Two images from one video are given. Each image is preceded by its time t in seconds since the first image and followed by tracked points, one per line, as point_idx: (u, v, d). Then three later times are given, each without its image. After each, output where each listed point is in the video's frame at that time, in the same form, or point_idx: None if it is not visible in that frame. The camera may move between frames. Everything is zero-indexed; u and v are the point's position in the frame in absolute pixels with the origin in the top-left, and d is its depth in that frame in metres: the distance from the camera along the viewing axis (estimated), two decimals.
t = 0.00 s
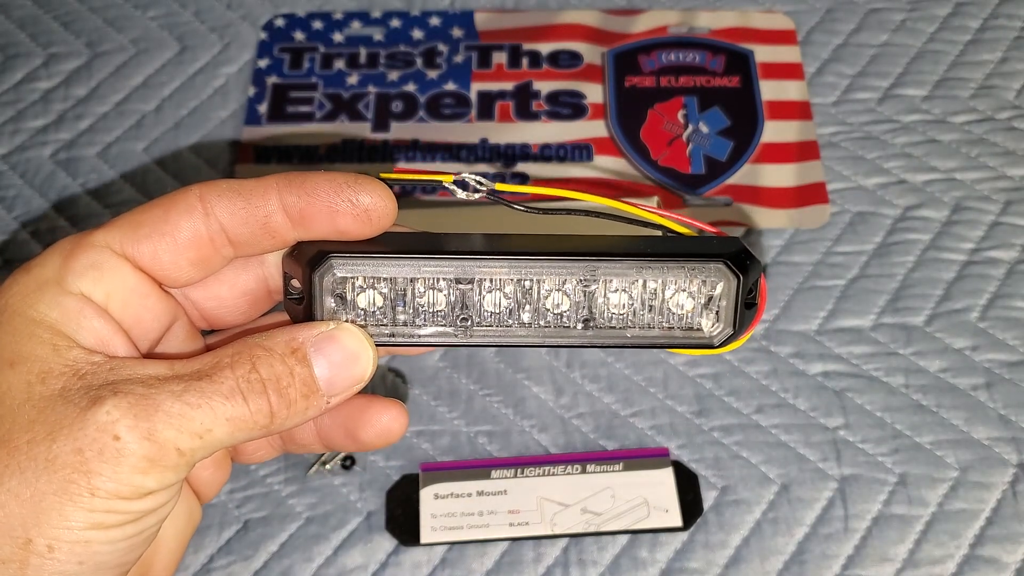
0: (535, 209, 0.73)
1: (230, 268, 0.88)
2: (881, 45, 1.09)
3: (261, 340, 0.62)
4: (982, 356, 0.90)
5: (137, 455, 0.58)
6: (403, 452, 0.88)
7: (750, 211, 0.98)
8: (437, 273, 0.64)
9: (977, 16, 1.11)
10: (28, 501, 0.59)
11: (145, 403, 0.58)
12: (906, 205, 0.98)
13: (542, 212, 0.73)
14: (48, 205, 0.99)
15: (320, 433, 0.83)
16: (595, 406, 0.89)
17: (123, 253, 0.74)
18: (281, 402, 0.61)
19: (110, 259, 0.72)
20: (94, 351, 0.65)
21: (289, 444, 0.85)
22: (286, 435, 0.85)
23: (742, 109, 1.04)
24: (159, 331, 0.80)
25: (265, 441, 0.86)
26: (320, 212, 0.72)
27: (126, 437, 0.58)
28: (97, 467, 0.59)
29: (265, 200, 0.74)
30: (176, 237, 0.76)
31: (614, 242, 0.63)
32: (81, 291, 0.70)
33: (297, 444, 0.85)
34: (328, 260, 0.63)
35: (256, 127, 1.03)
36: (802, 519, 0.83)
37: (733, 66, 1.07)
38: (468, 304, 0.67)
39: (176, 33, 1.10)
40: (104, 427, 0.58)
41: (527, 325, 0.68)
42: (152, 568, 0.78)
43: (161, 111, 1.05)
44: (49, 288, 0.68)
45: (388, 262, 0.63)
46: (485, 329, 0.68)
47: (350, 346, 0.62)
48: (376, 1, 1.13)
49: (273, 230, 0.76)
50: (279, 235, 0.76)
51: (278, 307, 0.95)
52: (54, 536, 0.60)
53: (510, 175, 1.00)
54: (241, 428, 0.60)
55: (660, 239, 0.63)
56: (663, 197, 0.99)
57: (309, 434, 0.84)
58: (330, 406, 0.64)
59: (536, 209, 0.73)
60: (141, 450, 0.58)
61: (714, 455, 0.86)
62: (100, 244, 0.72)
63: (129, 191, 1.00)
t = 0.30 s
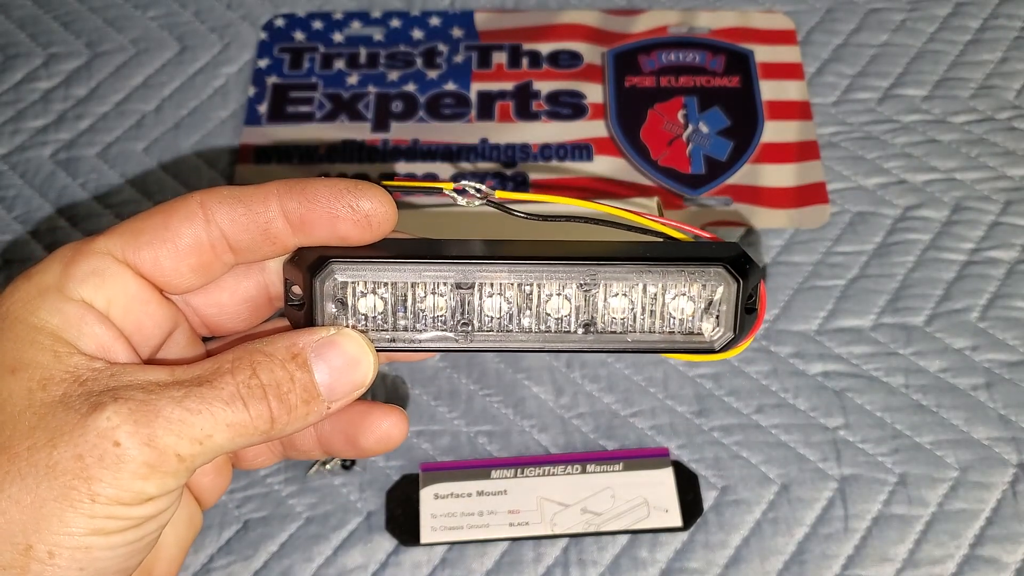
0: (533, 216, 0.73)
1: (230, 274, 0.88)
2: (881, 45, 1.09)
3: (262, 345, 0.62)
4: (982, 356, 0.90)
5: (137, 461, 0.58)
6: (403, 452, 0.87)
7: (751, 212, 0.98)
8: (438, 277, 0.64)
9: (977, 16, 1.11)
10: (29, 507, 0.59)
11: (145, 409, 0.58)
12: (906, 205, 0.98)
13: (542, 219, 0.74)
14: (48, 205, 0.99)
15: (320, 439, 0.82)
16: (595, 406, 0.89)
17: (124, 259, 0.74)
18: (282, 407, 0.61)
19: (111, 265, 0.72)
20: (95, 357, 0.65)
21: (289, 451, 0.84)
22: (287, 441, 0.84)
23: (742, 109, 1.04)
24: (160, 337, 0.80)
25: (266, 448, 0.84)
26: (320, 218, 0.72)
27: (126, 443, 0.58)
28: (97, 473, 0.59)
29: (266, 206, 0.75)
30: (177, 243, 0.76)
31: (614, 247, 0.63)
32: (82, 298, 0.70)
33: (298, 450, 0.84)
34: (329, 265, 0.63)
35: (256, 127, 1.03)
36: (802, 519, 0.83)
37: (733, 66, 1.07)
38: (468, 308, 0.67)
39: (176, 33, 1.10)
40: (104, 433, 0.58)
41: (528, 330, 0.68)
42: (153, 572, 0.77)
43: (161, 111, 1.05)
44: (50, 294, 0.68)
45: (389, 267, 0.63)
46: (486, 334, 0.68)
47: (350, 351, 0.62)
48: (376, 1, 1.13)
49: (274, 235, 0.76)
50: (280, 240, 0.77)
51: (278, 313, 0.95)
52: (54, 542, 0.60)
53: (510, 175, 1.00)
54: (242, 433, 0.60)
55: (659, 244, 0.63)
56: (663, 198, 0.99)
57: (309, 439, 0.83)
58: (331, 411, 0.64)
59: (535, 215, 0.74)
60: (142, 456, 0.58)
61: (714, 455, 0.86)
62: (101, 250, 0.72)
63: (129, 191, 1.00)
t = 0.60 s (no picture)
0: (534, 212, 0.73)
1: (230, 273, 0.88)
2: (881, 45, 1.09)
3: (262, 343, 0.62)
4: (982, 356, 0.90)
5: (137, 459, 0.58)
6: (403, 452, 0.87)
7: (751, 211, 0.98)
8: (437, 276, 0.64)
9: (977, 16, 1.11)
10: (30, 505, 0.59)
11: (145, 407, 0.58)
12: (906, 205, 0.98)
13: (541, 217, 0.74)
14: (47, 205, 0.99)
15: (320, 437, 0.82)
16: (595, 406, 0.89)
17: (124, 257, 0.74)
18: (281, 405, 0.61)
19: (111, 264, 0.72)
20: (95, 356, 0.65)
21: (290, 449, 0.85)
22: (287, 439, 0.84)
23: (743, 109, 1.04)
24: (160, 335, 0.80)
25: (266, 446, 0.85)
26: (320, 217, 0.72)
27: (126, 441, 0.58)
28: (98, 470, 0.59)
29: (266, 204, 0.75)
30: (178, 242, 0.76)
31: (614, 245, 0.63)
32: (82, 297, 0.70)
33: (298, 449, 0.84)
34: (329, 263, 0.63)
35: (256, 127, 1.03)
36: (802, 519, 0.83)
37: (733, 66, 1.07)
38: (468, 306, 0.67)
39: (176, 33, 1.10)
40: (105, 431, 0.58)
41: (528, 328, 0.68)
42: (154, 570, 0.77)
43: (161, 110, 1.05)
44: (51, 293, 0.68)
45: (388, 265, 0.64)
46: (486, 333, 0.68)
47: (350, 350, 0.62)
48: (376, 1, 1.13)
49: (274, 234, 0.76)
50: (281, 239, 0.77)
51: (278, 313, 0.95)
52: (55, 540, 0.60)
53: (510, 174, 1.00)
54: (242, 432, 0.60)
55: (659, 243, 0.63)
56: (663, 197, 0.99)
57: (309, 437, 0.83)
58: (330, 409, 0.64)
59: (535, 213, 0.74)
60: (142, 454, 0.58)
61: (714, 455, 0.86)
62: (101, 249, 0.72)
63: (130, 191, 1.00)
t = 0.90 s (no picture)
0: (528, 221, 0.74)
1: (230, 281, 0.88)
2: (881, 45, 1.09)
3: (261, 348, 0.62)
4: (982, 356, 0.90)
5: (137, 465, 0.58)
6: (403, 452, 0.88)
7: (752, 212, 0.98)
8: (435, 281, 0.64)
9: (977, 16, 1.11)
10: (31, 510, 0.59)
11: (144, 413, 0.58)
12: (906, 205, 0.98)
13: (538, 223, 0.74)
14: (48, 205, 0.99)
15: (319, 443, 0.82)
16: (595, 406, 0.89)
17: (125, 265, 0.74)
18: (280, 410, 0.61)
19: (112, 272, 0.73)
20: (96, 362, 0.65)
21: (289, 455, 0.84)
22: (285, 445, 0.84)
23: (743, 109, 1.04)
24: (160, 342, 0.80)
25: (265, 452, 0.84)
26: (319, 224, 0.73)
27: (126, 447, 0.58)
28: (98, 476, 0.59)
29: (265, 212, 0.75)
30: (178, 249, 0.76)
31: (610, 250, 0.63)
32: (83, 304, 0.70)
33: (297, 455, 0.84)
34: (327, 268, 0.63)
35: (257, 127, 1.03)
36: (802, 519, 0.83)
37: (733, 66, 1.07)
38: (465, 312, 0.67)
39: (176, 33, 1.11)
40: (105, 436, 0.58)
41: (525, 333, 0.68)
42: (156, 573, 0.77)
43: (161, 111, 1.05)
44: (52, 300, 0.68)
45: (387, 270, 0.64)
46: (483, 338, 0.67)
47: (348, 355, 0.62)
48: (376, 1, 1.13)
49: (274, 241, 0.77)
50: (280, 245, 0.77)
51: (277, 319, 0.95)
52: (55, 544, 0.60)
53: (510, 175, 1.00)
54: (241, 437, 0.60)
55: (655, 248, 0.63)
56: (663, 197, 0.99)
57: (308, 443, 0.83)
58: (328, 415, 0.64)
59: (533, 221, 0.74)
60: (142, 459, 0.58)
61: (714, 455, 0.86)
62: (102, 257, 0.72)
63: (130, 191, 1.00)
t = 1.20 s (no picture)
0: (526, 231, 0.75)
1: (227, 282, 0.89)
2: (881, 45, 1.09)
3: (255, 340, 0.61)
4: (981, 356, 0.90)
5: (130, 461, 0.58)
6: (403, 452, 0.88)
7: (750, 211, 0.98)
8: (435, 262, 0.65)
9: (977, 16, 1.11)
10: (25, 505, 0.59)
11: (136, 409, 0.58)
12: (906, 205, 0.98)
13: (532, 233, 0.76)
14: (47, 205, 0.99)
15: (309, 443, 0.83)
16: (595, 406, 0.89)
17: (123, 261, 0.75)
18: (276, 402, 0.60)
19: (108, 267, 0.73)
20: (91, 357, 0.65)
21: (280, 457, 0.85)
22: (277, 446, 0.84)
23: (743, 109, 1.04)
24: (156, 337, 0.80)
25: (257, 453, 0.84)
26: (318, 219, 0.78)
27: (118, 443, 0.58)
28: (90, 471, 0.59)
29: (264, 211, 0.78)
30: (176, 246, 0.77)
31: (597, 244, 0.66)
32: (79, 298, 0.70)
33: (288, 456, 0.84)
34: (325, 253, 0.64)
35: (256, 127, 1.03)
36: (802, 519, 0.83)
37: (733, 66, 1.07)
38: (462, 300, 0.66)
39: (176, 33, 1.10)
40: (96, 434, 0.58)
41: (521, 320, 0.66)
42: (150, 572, 0.78)
43: (161, 111, 1.05)
44: (48, 294, 0.68)
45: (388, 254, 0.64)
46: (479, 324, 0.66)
47: (343, 344, 0.61)
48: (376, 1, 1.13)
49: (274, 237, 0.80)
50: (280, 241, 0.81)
51: (274, 319, 0.95)
52: (50, 539, 0.60)
53: (510, 175, 1.00)
54: (235, 431, 0.60)
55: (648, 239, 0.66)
56: (662, 197, 0.99)
57: (298, 444, 0.83)
58: (326, 404, 0.64)
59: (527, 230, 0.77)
60: (134, 455, 0.58)
61: (714, 455, 0.86)
62: (99, 252, 0.73)
63: (130, 191, 1.00)
